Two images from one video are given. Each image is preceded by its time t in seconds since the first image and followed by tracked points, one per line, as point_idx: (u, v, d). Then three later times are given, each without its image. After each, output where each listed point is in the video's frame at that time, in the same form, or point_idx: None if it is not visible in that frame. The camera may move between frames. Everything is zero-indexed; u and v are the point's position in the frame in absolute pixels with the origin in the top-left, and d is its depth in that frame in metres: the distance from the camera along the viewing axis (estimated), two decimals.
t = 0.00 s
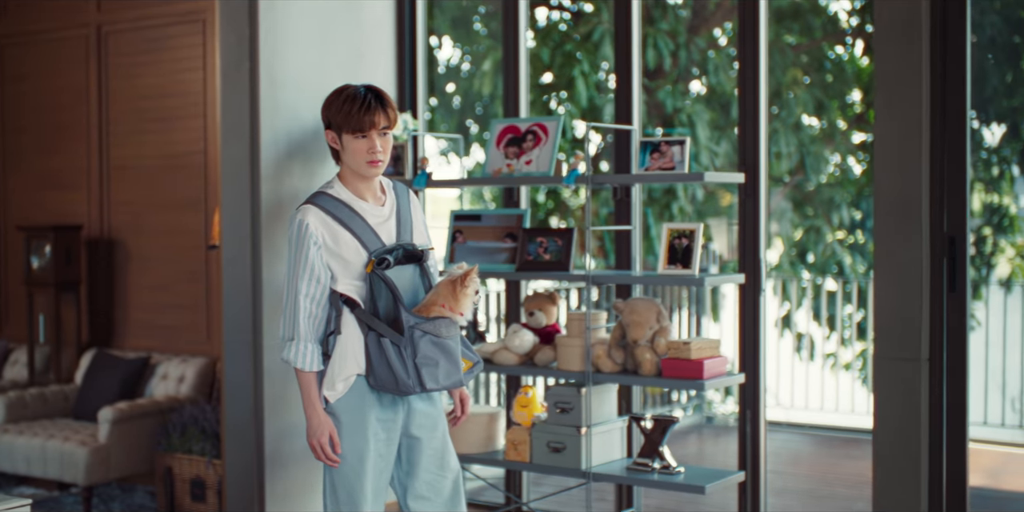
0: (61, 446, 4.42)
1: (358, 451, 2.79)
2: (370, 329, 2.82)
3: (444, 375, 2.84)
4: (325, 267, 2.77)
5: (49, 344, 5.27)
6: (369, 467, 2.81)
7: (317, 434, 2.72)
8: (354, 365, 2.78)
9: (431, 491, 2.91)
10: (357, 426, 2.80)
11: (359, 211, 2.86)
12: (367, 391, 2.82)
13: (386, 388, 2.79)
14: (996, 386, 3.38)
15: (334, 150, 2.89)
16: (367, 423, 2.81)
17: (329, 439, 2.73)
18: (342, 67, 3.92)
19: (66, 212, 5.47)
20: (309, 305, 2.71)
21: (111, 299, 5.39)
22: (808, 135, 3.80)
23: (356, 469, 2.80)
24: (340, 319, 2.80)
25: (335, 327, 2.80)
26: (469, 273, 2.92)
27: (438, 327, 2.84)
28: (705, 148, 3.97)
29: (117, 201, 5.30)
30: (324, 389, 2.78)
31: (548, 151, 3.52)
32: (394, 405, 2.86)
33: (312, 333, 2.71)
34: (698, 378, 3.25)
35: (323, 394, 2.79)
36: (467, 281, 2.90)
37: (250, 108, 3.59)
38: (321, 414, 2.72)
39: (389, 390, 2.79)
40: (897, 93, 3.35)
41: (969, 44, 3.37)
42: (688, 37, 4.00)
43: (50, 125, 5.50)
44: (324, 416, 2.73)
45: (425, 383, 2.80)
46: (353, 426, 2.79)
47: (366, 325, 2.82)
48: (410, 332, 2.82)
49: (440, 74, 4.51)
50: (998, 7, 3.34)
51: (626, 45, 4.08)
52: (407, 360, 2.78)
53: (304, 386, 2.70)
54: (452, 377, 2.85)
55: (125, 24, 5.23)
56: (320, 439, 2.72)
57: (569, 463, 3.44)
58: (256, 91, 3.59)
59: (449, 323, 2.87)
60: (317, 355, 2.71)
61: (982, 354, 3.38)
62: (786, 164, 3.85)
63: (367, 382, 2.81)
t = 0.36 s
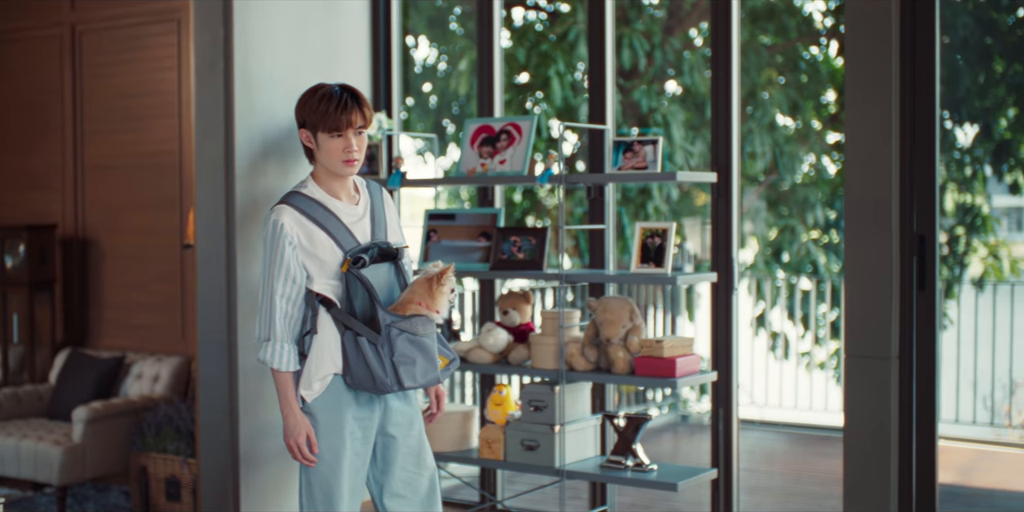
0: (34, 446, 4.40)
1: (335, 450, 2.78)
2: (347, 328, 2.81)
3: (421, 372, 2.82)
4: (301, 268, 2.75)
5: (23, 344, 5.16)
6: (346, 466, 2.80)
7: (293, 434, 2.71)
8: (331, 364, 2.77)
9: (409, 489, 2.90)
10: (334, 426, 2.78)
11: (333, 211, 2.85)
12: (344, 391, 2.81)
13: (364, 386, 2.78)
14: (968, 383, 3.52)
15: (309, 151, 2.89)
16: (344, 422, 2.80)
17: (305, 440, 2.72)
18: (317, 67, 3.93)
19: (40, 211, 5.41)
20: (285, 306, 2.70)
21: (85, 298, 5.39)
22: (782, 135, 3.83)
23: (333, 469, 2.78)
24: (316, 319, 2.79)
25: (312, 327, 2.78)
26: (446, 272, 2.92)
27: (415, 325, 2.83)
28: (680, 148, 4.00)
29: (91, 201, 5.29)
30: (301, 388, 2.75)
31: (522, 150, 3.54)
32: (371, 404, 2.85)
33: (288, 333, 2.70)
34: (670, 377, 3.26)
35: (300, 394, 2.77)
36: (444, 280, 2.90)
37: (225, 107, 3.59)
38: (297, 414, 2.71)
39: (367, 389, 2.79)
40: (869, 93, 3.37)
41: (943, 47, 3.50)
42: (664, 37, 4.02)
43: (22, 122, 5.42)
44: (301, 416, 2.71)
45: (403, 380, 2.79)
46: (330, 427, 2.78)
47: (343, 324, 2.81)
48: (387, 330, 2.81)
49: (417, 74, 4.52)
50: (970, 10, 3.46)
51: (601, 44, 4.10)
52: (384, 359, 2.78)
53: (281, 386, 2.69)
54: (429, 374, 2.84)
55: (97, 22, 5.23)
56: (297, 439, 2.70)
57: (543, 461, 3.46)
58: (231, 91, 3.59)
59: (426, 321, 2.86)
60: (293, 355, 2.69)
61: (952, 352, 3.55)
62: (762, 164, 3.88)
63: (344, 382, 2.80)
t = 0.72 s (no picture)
0: (13, 445, 4.33)
1: (318, 450, 2.75)
2: (328, 328, 2.79)
3: (403, 371, 2.80)
4: (280, 270, 2.73)
5: None
6: (329, 466, 2.77)
7: (273, 435, 2.68)
8: (313, 364, 2.74)
9: (393, 488, 2.88)
10: (316, 426, 2.75)
11: (313, 212, 2.83)
12: (326, 390, 2.78)
13: (345, 386, 2.75)
14: (947, 383, 3.58)
15: (288, 150, 2.85)
16: (327, 422, 2.77)
17: (286, 441, 2.70)
18: (297, 67, 3.94)
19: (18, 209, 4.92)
20: (265, 307, 2.68)
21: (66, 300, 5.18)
22: (763, 135, 3.85)
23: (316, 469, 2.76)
24: (297, 319, 2.76)
25: (292, 328, 2.75)
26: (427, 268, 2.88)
27: (396, 323, 2.80)
28: (662, 148, 4.02)
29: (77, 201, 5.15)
30: (283, 389, 2.73)
31: (502, 151, 3.56)
32: (353, 403, 2.83)
33: (268, 335, 2.67)
34: (649, 375, 3.28)
35: (281, 394, 2.75)
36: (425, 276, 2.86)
37: (205, 108, 3.60)
38: (277, 415, 2.69)
39: (349, 389, 2.76)
40: (846, 93, 3.39)
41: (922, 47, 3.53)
42: (645, 38, 4.03)
43: None
44: (281, 417, 2.69)
45: (384, 379, 2.77)
46: (312, 426, 2.75)
47: (324, 324, 2.79)
48: (367, 329, 2.78)
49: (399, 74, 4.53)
50: (949, 12, 3.50)
51: (582, 45, 4.11)
52: (364, 358, 2.75)
53: (261, 388, 2.67)
54: (411, 373, 2.81)
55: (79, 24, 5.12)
56: (277, 440, 2.67)
57: (523, 460, 3.47)
58: (210, 91, 3.60)
59: (407, 319, 2.83)
60: (274, 357, 2.68)
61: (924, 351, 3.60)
62: (742, 165, 3.90)
63: (325, 381, 2.78)
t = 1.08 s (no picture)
0: None
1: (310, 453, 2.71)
2: (323, 328, 2.76)
3: (396, 372, 2.77)
4: (277, 267, 2.70)
5: None
6: (321, 468, 2.73)
7: (268, 433, 2.65)
8: (307, 364, 2.71)
9: (388, 488, 2.84)
10: (308, 426, 2.71)
11: (311, 212, 2.79)
12: (319, 390, 2.74)
13: (339, 386, 2.71)
14: (934, 383, 3.62)
15: (290, 148, 2.82)
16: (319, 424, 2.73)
17: (280, 439, 2.66)
18: (286, 67, 3.96)
19: None
20: (262, 305, 2.65)
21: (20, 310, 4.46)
22: (752, 136, 3.87)
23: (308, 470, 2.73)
24: (293, 318, 2.74)
25: (287, 326, 2.74)
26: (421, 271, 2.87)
27: (391, 326, 2.78)
28: (651, 149, 4.03)
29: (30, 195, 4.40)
30: (276, 387, 2.70)
31: (490, 151, 3.57)
32: (346, 403, 2.78)
33: (264, 332, 2.65)
34: (636, 374, 3.29)
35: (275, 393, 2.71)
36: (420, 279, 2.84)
37: (194, 109, 3.63)
38: (272, 413, 2.65)
39: (343, 389, 2.72)
40: (832, 94, 3.40)
41: (910, 47, 3.55)
42: (634, 38, 4.05)
43: None
44: (275, 415, 2.66)
45: (378, 381, 2.73)
46: (305, 426, 2.71)
47: (319, 324, 2.76)
48: (363, 330, 2.75)
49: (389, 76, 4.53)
50: (937, 13, 3.51)
51: (570, 46, 4.13)
52: (359, 359, 2.71)
53: (256, 386, 2.64)
54: (406, 374, 2.78)
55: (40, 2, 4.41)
56: (271, 438, 2.64)
57: (510, 459, 3.48)
58: (199, 92, 3.63)
59: (402, 321, 2.80)
60: (269, 354, 2.65)
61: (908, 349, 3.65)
62: (732, 166, 3.91)
63: (319, 381, 2.74)
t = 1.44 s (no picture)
0: None
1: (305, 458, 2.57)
2: (326, 330, 2.61)
3: (398, 378, 2.63)
4: (286, 265, 2.57)
5: None
6: (318, 471, 2.59)
7: (264, 431, 2.53)
8: (309, 364, 2.57)
9: (387, 492, 2.68)
10: (307, 426, 2.57)
11: (323, 213, 2.63)
12: (320, 393, 2.60)
13: (339, 389, 2.57)
14: (915, 382, 3.62)
15: (307, 150, 2.62)
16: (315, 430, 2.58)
17: (278, 438, 2.54)
18: (269, 70, 3.99)
19: None
20: (267, 303, 2.52)
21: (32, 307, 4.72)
22: (734, 138, 3.89)
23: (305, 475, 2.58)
24: (297, 319, 2.59)
25: (292, 326, 2.58)
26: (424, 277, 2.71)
27: (395, 331, 2.64)
28: (634, 150, 4.05)
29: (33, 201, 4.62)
30: (276, 387, 2.56)
31: (472, 153, 3.58)
32: (346, 407, 2.63)
33: (269, 330, 2.52)
34: (616, 375, 3.31)
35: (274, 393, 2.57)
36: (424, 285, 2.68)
37: (177, 109, 3.65)
38: (271, 410, 2.52)
39: (343, 393, 2.58)
40: (811, 96, 3.42)
41: (891, 48, 3.58)
42: (617, 40, 4.06)
43: None
44: (273, 414, 2.53)
45: (379, 387, 2.59)
46: (302, 430, 2.56)
47: (323, 326, 2.61)
48: (366, 335, 2.60)
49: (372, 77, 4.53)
50: (918, 15, 3.54)
51: (552, 47, 4.13)
52: (361, 363, 2.57)
53: (256, 385, 2.52)
54: (407, 382, 2.64)
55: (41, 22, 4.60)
56: (269, 437, 2.52)
57: (492, 459, 3.51)
58: (182, 92, 3.64)
59: (406, 327, 2.66)
60: (272, 351, 2.52)
61: (888, 349, 3.64)
62: (714, 168, 3.93)
63: (321, 383, 2.59)
